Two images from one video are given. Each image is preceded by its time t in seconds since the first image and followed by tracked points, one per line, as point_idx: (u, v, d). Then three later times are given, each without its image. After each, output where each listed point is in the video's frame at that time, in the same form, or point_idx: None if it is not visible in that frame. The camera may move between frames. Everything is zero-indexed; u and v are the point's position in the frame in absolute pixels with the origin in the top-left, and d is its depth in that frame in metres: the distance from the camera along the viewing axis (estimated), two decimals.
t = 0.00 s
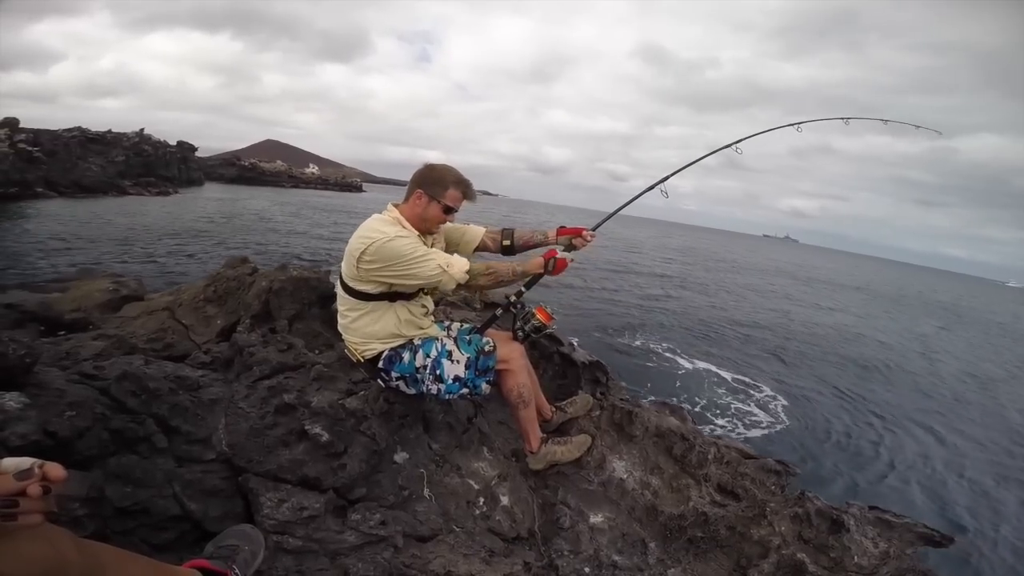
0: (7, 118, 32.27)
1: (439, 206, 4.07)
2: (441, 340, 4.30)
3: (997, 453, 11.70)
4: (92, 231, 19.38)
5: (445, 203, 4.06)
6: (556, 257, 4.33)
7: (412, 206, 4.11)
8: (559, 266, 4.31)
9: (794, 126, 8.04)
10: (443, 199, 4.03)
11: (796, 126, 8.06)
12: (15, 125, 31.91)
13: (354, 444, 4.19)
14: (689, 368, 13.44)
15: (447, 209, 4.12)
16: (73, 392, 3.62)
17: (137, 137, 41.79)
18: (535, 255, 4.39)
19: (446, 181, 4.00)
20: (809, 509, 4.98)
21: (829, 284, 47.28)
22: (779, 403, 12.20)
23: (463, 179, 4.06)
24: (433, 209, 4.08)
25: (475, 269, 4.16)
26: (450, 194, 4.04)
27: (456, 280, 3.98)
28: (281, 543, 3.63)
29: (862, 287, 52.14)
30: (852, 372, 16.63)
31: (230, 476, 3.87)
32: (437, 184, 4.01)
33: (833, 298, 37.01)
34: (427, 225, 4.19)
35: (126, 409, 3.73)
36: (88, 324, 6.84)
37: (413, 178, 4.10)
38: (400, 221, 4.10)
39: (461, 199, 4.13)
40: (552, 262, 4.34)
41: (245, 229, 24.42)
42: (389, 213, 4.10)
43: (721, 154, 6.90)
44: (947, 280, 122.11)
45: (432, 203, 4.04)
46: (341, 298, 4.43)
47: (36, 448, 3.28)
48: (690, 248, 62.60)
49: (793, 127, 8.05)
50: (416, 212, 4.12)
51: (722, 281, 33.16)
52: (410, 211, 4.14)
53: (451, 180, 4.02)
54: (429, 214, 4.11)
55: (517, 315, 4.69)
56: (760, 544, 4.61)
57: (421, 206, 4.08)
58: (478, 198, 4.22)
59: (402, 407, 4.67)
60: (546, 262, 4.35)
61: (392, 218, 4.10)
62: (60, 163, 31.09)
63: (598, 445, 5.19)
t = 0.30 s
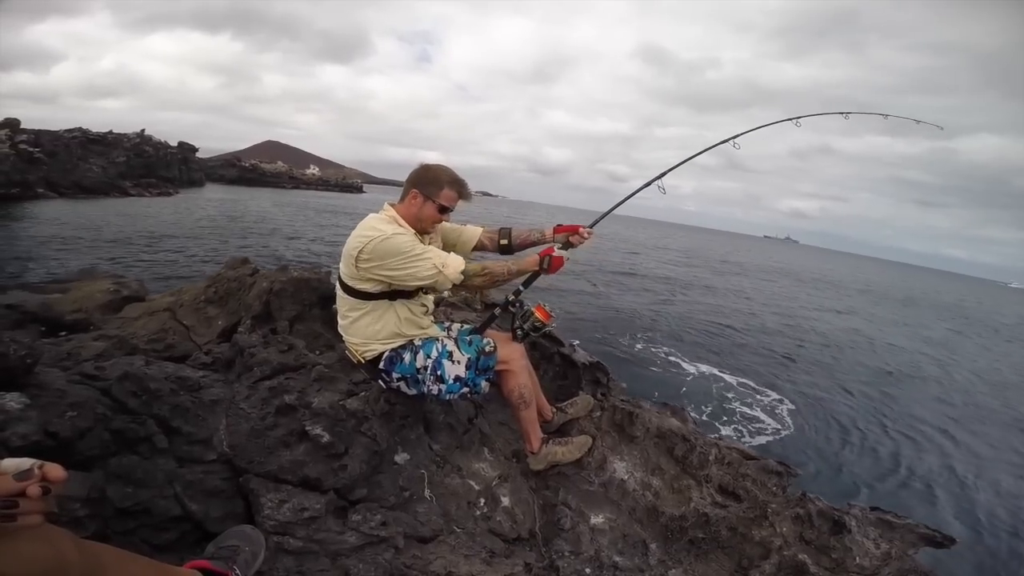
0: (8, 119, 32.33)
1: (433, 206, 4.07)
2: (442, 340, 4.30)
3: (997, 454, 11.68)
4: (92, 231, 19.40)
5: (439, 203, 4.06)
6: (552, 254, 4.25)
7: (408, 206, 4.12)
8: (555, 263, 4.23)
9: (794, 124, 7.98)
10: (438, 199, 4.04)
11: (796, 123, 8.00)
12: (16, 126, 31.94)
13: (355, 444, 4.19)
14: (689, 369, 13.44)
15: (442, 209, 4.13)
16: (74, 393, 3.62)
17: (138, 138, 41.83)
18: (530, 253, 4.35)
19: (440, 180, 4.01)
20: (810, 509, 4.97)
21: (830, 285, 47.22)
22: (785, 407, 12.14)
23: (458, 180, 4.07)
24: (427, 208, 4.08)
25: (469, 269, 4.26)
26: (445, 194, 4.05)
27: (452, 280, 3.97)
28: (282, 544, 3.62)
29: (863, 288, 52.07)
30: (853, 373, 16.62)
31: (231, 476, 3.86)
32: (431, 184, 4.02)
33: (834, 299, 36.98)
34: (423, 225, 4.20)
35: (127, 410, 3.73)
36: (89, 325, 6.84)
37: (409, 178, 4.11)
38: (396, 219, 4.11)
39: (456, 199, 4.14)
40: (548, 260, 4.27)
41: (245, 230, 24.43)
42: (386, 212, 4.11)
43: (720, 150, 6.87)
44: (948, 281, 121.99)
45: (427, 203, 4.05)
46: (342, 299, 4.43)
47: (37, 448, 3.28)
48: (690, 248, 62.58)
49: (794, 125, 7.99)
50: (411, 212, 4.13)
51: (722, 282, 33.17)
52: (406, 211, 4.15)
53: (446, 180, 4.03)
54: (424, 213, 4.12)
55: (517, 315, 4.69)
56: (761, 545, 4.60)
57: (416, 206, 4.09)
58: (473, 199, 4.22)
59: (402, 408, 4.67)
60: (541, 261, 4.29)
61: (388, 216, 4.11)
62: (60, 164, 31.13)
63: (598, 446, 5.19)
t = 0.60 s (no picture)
0: (10, 117, 32.34)
1: (436, 199, 4.07)
2: (443, 338, 4.30)
3: (998, 455, 11.66)
4: (94, 229, 19.43)
5: (441, 195, 4.06)
6: (552, 252, 4.24)
7: (410, 203, 4.13)
8: (556, 262, 4.23)
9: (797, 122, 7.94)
10: (439, 191, 4.03)
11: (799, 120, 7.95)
12: (18, 125, 31.99)
13: (356, 442, 4.19)
14: (690, 368, 13.45)
15: (445, 201, 4.12)
16: (76, 390, 3.63)
17: (140, 136, 41.87)
18: (531, 252, 4.36)
19: (438, 173, 4.01)
20: (811, 509, 4.97)
21: (832, 284, 47.13)
22: (792, 409, 12.15)
23: (456, 170, 4.06)
24: (430, 202, 4.08)
25: (471, 268, 4.23)
26: (445, 185, 4.04)
27: (454, 279, 3.99)
28: (283, 541, 3.64)
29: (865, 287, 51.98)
30: (854, 373, 16.61)
31: (232, 474, 3.87)
32: (430, 178, 4.02)
33: (836, 298, 36.92)
34: (428, 220, 4.20)
35: (129, 407, 3.74)
36: (91, 322, 6.86)
37: (408, 175, 4.12)
38: (401, 217, 4.13)
39: (457, 189, 4.14)
40: (548, 258, 4.27)
41: (247, 228, 24.45)
42: (390, 210, 4.12)
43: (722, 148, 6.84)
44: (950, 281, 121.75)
45: (429, 197, 4.05)
46: (345, 296, 4.44)
47: (39, 446, 3.29)
48: (692, 247, 62.53)
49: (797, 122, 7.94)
50: (415, 208, 4.13)
51: (724, 281, 33.15)
52: (409, 208, 4.16)
53: (444, 172, 4.03)
54: (428, 208, 4.12)
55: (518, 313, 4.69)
56: (761, 544, 4.60)
57: (419, 202, 4.09)
58: (473, 186, 4.21)
59: (404, 406, 4.67)
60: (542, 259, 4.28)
61: (393, 214, 4.13)
62: (63, 162, 31.21)
63: (599, 444, 5.19)
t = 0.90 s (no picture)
0: (10, 115, 32.29)
1: (431, 188, 4.07)
2: (445, 336, 4.30)
3: (997, 455, 11.68)
4: (94, 228, 19.42)
5: (434, 182, 4.06)
6: (552, 251, 4.24)
7: (407, 200, 4.15)
8: (556, 260, 4.22)
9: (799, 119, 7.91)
10: (429, 179, 4.04)
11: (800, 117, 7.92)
12: (18, 123, 31.97)
13: (357, 440, 4.19)
14: (690, 368, 13.45)
15: (439, 188, 4.12)
16: (76, 389, 3.63)
17: (140, 134, 41.85)
18: (531, 250, 4.36)
19: (422, 163, 4.03)
20: (811, 508, 4.97)
21: (833, 284, 47.10)
22: (797, 409, 12.15)
23: (437, 155, 4.08)
24: (427, 192, 4.08)
25: (471, 268, 4.21)
26: (433, 171, 4.05)
27: (454, 278, 3.99)
28: (283, 540, 3.64)
29: (865, 286, 51.94)
30: (853, 372, 16.62)
31: (233, 472, 3.88)
32: (416, 170, 4.04)
33: (836, 297, 36.88)
34: (428, 212, 4.21)
35: (129, 405, 3.74)
36: (91, 321, 6.86)
37: (396, 174, 4.15)
38: (401, 215, 4.14)
39: (447, 172, 4.14)
40: (548, 255, 4.26)
41: (247, 226, 24.42)
42: (391, 208, 4.13)
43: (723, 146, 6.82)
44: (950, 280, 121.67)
45: (423, 187, 4.06)
46: (346, 293, 4.44)
47: (40, 444, 3.30)
48: (693, 246, 62.46)
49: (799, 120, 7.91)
50: (412, 203, 4.15)
51: (724, 280, 33.13)
52: (409, 205, 4.18)
53: (427, 160, 4.04)
54: (424, 200, 4.12)
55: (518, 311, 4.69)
56: (761, 543, 4.61)
57: (415, 195, 4.10)
58: (459, 164, 4.21)
59: (404, 405, 4.68)
60: (542, 257, 4.27)
61: (393, 212, 4.14)
62: (63, 160, 31.23)
63: (600, 443, 5.20)
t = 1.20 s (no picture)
0: (10, 115, 32.26)
1: (430, 187, 4.07)
2: (445, 335, 4.30)
3: (996, 455, 11.69)
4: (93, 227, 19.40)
5: (434, 182, 4.07)
6: (551, 250, 4.23)
7: (405, 196, 4.14)
8: (555, 259, 4.22)
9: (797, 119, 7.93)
10: (431, 178, 4.05)
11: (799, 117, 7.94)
12: (18, 122, 31.95)
13: (357, 440, 4.19)
14: (689, 367, 13.46)
15: (439, 187, 4.13)
16: (76, 388, 3.63)
17: (140, 133, 41.83)
18: (530, 250, 4.35)
19: (425, 162, 4.03)
20: (810, 507, 4.97)
21: (833, 284, 47.10)
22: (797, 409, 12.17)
23: (440, 155, 4.10)
24: (425, 190, 4.08)
25: (470, 266, 4.21)
26: (434, 171, 4.05)
27: (454, 276, 3.99)
28: (283, 539, 3.64)
29: (865, 286, 51.94)
30: (853, 372, 16.63)
31: (233, 472, 3.88)
32: (418, 168, 4.04)
33: (835, 297, 36.91)
34: (426, 210, 4.22)
35: (129, 405, 3.74)
36: (91, 320, 6.86)
37: (397, 172, 4.14)
38: (399, 213, 4.13)
39: (448, 173, 4.15)
40: (548, 255, 4.25)
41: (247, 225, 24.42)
42: (389, 205, 4.12)
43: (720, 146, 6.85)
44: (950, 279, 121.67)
45: (423, 185, 4.06)
46: (345, 292, 4.43)
47: (40, 444, 3.29)
48: (693, 246, 62.44)
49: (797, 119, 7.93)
50: (411, 201, 4.15)
51: (724, 280, 33.13)
52: (407, 204, 4.18)
53: (429, 160, 4.05)
54: (422, 198, 4.12)
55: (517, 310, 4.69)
56: (761, 542, 4.61)
57: (414, 193, 4.10)
58: (460, 167, 4.23)
59: (404, 404, 4.68)
60: (542, 256, 4.26)
61: (391, 210, 4.13)
62: (63, 159, 31.23)
63: (599, 442, 5.20)
